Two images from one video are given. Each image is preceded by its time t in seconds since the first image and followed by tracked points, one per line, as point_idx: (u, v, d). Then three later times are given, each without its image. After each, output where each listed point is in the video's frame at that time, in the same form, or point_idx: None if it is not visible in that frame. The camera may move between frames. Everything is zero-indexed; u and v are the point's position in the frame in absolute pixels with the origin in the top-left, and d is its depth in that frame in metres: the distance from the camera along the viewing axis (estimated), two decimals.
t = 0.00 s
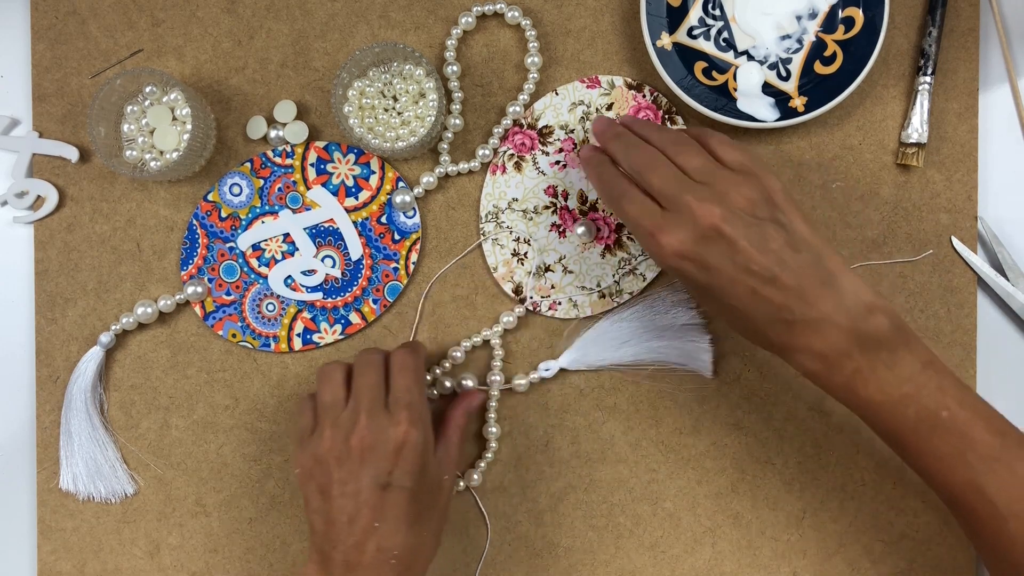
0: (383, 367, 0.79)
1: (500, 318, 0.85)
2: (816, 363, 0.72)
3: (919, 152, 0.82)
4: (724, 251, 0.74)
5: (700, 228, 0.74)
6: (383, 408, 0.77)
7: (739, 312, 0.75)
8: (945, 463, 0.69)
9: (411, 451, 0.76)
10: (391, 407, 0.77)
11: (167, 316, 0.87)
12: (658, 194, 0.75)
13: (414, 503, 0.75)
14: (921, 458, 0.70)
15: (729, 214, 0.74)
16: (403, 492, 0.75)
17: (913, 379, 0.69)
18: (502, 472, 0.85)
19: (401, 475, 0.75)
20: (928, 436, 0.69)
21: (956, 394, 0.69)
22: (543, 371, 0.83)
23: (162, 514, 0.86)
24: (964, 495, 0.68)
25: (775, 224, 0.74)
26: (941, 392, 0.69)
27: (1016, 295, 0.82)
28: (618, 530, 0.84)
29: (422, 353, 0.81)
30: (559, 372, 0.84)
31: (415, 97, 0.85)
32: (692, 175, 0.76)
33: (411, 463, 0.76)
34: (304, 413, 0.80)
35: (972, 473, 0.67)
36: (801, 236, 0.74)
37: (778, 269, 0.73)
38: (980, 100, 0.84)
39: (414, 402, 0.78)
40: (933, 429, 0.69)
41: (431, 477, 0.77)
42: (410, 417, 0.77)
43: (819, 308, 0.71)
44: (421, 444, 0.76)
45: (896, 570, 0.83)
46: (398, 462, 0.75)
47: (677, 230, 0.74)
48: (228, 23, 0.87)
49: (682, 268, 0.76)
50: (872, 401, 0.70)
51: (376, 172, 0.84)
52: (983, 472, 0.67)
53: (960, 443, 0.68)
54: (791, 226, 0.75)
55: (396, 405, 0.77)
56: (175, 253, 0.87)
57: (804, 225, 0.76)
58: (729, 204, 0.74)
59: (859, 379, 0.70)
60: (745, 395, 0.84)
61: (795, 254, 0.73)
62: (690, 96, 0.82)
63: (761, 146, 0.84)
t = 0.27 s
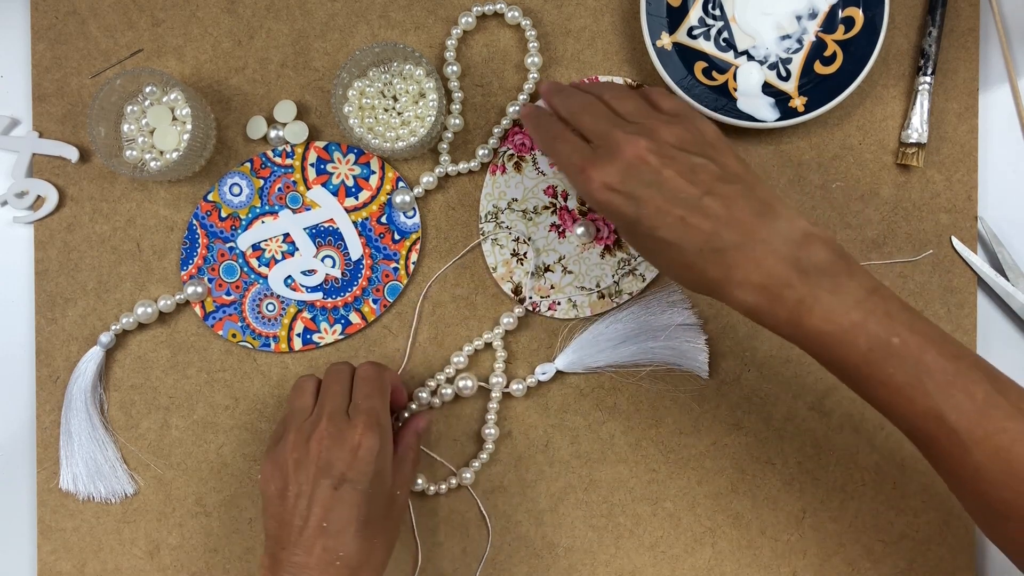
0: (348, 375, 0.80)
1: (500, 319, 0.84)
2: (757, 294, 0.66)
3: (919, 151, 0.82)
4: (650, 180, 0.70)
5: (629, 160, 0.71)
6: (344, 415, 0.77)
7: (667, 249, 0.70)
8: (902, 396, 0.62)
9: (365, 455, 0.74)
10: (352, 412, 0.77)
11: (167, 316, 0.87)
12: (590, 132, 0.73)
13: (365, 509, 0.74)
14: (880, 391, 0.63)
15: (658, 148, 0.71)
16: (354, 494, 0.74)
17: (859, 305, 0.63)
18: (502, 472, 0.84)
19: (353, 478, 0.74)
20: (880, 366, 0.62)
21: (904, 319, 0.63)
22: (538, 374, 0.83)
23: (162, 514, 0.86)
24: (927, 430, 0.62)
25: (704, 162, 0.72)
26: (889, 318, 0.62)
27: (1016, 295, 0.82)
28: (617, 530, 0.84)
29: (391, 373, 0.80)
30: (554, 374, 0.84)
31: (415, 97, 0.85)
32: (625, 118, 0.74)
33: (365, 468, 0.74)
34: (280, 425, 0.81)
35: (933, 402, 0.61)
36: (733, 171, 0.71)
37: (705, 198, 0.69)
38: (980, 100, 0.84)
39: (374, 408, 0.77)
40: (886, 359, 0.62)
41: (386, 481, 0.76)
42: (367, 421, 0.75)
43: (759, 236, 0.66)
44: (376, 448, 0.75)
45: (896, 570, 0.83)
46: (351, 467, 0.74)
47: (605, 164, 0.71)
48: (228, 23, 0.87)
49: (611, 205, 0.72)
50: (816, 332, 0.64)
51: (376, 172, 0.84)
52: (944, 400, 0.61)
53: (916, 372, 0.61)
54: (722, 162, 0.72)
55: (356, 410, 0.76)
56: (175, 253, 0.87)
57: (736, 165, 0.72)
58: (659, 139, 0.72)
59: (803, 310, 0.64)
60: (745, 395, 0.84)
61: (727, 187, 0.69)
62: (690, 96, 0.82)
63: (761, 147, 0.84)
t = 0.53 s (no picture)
0: (215, 311, 0.73)
1: (500, 321, 0.85)
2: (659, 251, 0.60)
3: (919, 152, 0.82)
4: (557, 133, 0.62)
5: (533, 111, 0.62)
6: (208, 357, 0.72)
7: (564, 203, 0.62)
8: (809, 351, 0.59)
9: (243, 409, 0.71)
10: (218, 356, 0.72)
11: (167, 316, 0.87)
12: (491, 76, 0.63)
13: (226, 463, 0.70)
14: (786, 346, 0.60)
15: (563, 97, 0.63)
16: (230, 449, 0.70)
17: (762, 258, 0.59)
18: (502, 472, 0.84)
19: (227, 430, 0.70)
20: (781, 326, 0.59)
21: (808, 272, 0.60)
22: (538, 374, 0.83)
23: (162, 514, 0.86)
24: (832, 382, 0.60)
25: (613, 111, 0.64)
26: (794, 271, 0.60)
27: (1016, 295, 0.82)
28: (617, 530, 0.84)
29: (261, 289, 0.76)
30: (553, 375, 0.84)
31: (415, 98, 0.85)
32: (532, 60, 0.65)
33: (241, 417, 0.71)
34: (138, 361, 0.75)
35: (839, 355, 0.59)
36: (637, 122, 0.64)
37: (613, 150, 0.62)
38: (980, 100, 0.85)
39: (245, 353, 0.72)
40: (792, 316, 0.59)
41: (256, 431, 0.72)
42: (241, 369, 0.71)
43: (664, 187, 0.61)
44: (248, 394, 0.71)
45: (896, 571, 0.83)
46: (223, 419, 0.70)
47: (508, 115, 0.62)
48: (228, 23, 0.87)
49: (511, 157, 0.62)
50: (723, 288, 0.60)
51: (376, 172, 0.84)
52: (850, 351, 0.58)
53: (821, 324, 0.58)
54: (630, 114, 0.64)
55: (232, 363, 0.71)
56: (174, 253, 0.87)
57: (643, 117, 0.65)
58: (565, 87, 0.64)
59: (707, 265, 0.59)
60: (745, 395, 0.84)
61: (635, 138, 0.63)
62: (691, 96, 0.82)
63: (762, 147, 0.84)
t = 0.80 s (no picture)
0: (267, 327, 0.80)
1: (500, 321, 0.85)
2: (559, 198, 0.61)
3: (919, 152, 0.82)
4: (467, 93, 0.62)
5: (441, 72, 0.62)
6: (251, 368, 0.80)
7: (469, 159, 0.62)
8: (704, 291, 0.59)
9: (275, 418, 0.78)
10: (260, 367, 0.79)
11: (167, 316, 0.87)
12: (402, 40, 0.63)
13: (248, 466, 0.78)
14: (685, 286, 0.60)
15: (470, 63, 0.63)
16: (253, 453, 0.78)
17: (659, 202, 0.60)
18: (502, 472, 0.84)
19: (255, 436, 0.78)
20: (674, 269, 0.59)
21: (706, 216, 0.60)
22: (538, 374, 0.83)
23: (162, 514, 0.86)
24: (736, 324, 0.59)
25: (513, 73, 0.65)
26: (690, 214, 0.60)
27: (1016, 295, 0.82)
28: (618, 530, 0.84)
29: (309, 309, 0.81)
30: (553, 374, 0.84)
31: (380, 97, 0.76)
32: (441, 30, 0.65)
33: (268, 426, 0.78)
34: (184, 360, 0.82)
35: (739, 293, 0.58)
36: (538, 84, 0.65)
37: (514, 107, 0.62)
38: (980, 100, 0.84)
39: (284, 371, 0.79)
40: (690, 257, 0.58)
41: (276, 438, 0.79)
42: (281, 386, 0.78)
43: (564, 136, 0.62)
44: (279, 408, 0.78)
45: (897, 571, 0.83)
46: (255, 424, 0.77)
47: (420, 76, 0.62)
48: (228, 23, 0.87)
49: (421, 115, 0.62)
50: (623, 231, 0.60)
51: (375, 172, 0.84)
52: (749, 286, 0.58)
53: (720, 264, 0.58)
54: (529, 77, 0.66)
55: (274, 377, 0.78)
56: (174, 253, 0.87)
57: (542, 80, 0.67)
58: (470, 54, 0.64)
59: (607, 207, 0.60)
60: (745, 395, 0.84)
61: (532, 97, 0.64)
62: (690, 96, 0.82)
63: (762, 147, 0.84)
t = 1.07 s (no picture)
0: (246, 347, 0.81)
1: (500, 321, 0.85)
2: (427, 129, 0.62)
3: (919, 151, 0.82)
4: (342, 25, 0.65)
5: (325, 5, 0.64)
6: (233, 386, 0.81)
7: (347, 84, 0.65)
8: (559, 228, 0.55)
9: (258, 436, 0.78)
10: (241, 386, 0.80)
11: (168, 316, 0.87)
12: None
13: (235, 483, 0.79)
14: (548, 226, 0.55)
15: None
16: (240, 471, 0.79)
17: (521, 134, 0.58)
18: (502, 472, 0.84)
19: (239, 455, 0.78)
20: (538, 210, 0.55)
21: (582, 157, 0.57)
22: (538, 375, 0.83)
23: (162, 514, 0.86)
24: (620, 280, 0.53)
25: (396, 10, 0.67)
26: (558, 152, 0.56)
27: (1016, 295, 0.81)
28: (618, 530, 0.84)
29: (289, 323, 0.82)
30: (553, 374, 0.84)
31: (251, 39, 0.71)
32: None
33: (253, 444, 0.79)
34: (165, 381, 0.83)
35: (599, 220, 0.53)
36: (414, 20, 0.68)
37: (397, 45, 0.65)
38: (980, 100, 0.84)
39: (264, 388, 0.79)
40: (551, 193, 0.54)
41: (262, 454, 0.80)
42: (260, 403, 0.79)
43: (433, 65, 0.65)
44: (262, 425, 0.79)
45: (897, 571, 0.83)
46: (239, 444, 0.78)
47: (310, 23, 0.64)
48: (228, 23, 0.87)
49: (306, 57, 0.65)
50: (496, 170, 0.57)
51: (350, 186, 0.85)
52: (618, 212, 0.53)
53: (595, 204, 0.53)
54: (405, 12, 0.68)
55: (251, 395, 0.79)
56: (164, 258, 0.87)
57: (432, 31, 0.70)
58: None
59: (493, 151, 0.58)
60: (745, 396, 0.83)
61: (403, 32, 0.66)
62: (690, 96, 0.82)
63: (762, 146, 0.84)
